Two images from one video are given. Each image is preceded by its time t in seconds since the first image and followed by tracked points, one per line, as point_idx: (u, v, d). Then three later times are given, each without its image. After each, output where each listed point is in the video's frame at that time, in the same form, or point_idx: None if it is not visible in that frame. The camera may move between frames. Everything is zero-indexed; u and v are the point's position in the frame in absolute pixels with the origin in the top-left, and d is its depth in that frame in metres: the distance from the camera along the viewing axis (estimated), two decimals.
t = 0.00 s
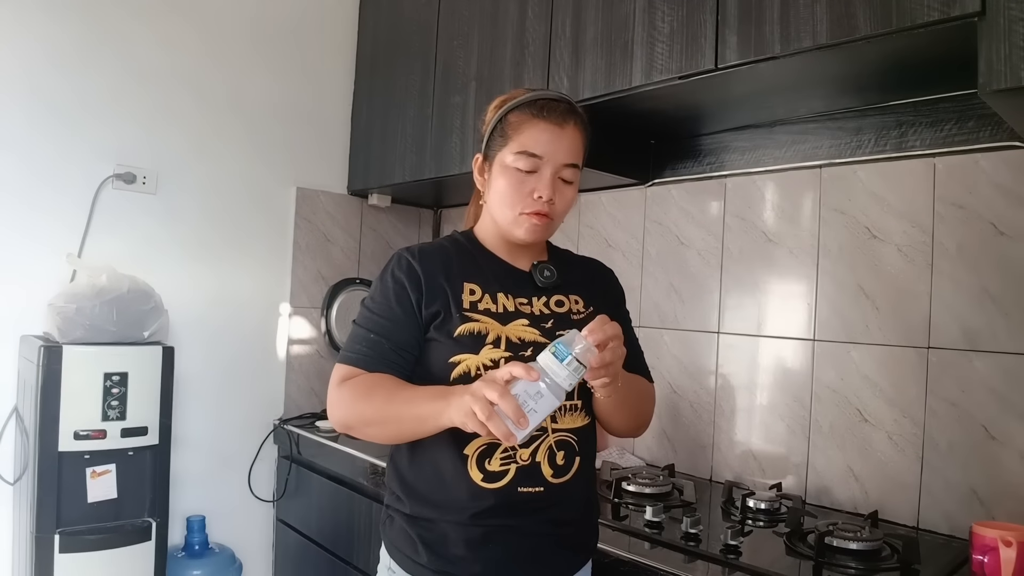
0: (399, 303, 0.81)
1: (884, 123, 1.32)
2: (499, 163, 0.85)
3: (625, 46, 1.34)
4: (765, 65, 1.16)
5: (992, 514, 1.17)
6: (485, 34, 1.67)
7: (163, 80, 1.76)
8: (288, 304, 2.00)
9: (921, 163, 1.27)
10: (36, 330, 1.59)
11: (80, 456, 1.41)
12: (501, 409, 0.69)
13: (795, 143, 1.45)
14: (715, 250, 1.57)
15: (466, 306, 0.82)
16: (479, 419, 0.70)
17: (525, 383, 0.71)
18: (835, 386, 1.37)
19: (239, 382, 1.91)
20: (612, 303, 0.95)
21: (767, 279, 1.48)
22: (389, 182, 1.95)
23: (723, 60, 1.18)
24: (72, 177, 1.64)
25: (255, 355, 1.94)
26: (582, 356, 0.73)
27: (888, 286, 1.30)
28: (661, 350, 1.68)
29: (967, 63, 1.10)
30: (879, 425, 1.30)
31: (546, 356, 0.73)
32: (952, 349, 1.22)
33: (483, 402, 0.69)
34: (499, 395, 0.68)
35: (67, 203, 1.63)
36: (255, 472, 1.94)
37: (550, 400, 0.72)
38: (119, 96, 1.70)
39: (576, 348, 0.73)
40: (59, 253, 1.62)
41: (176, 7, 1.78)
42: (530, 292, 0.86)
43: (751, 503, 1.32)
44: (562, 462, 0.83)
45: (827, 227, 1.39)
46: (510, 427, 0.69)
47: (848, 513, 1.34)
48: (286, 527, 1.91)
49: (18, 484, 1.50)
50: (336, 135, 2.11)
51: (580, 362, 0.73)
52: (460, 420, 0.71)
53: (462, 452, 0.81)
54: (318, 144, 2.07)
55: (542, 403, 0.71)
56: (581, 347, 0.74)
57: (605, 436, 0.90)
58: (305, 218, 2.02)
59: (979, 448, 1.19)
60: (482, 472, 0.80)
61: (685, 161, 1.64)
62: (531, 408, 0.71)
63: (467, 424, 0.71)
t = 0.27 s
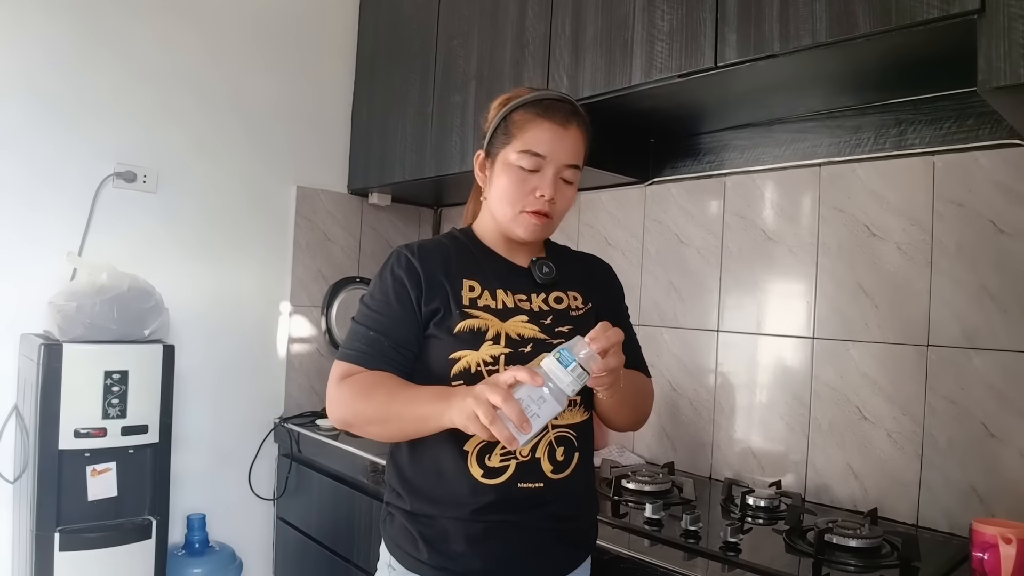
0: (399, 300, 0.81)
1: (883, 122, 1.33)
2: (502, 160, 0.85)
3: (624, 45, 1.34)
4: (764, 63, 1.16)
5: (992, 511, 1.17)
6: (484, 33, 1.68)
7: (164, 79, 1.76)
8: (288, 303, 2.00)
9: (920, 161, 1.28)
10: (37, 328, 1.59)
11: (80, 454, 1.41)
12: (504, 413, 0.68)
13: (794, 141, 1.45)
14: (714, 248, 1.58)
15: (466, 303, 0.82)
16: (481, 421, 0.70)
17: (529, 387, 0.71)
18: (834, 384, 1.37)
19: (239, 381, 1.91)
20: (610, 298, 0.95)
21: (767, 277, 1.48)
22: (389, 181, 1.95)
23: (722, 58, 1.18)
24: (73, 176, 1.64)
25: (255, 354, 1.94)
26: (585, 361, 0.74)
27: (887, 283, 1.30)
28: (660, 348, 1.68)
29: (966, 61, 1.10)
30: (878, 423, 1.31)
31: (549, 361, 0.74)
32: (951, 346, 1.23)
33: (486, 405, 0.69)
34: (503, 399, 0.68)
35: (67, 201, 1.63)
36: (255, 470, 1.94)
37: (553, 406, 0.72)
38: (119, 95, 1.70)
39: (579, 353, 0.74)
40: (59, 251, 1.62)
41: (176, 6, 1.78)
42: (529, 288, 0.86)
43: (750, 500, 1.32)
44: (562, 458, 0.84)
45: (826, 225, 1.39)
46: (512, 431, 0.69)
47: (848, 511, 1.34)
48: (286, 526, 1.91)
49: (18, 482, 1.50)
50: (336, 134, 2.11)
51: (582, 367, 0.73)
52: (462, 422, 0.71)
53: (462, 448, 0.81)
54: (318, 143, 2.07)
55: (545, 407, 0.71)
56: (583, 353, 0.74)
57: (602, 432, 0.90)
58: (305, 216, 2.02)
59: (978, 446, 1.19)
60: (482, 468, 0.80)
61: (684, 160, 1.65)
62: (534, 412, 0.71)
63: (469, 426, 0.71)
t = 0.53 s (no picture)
0: (397, 299, 0.81)
1: (882, 120, 1.33)
2: (502, 157, 0.85)
3: (624, 44, 1.35)
4: (764, 62, 1.16)
5: (992, 509, 1.18)
6: (484, 32, 1.68)
7: (165, 78, 1.77)
8: (288, 302, 2.00)
9: (919, 160, 1.28)
10: (37, 327, 1.59)
11: (80, 452, 1.41)
12: (507, 416, 0.69)
13: (794, 140, 1.45)
14: (714, 247, 1.58)
15: (463, 302, 0.83)
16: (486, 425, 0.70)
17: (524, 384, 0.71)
18: (833, 383, 1.37)
19: (240, 380, 1.91)
20: (608, 298, 0.95)
21: (766, 276, 1.48)
22: (390, 180, 1.95)
23: (721, 57, 1.19)
24: (74, 174, 1.64)
25: (255, 353, 1.94)
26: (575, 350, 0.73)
27: (887, 282, 1.31)
28: (660, 347, 1.68)
29: (965, 59, 1.11)
30: (878, 422, 1.31)
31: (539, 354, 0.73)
32: (951, 345, 1.23)
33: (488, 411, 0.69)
34: (503, 403, 0.68)
35: (67, 200, 1.63)
36: (255, 469, 1.94)
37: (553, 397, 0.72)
38: (119, 94, 1.70)
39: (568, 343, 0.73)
40: (59, 249, 1.62)
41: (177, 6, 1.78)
42: (525, 287, 0.86)
43: (749, 499, 1.32)
44: (558, 456, 0.84)
45: (826, 224, 1.39)
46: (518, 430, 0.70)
47: (847, 509, 1.34)
48: (286, 524, 1.91)
49: (18, 481, 1.50)
50: (336, 133, 2.12)
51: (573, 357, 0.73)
52: (466, 426, 0.72)
53: (460, 446, 0.82)
54: (319, 142, 2.07)
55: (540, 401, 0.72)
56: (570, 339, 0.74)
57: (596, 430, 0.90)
58: (305, 216, 2.03)
59: (978, 444, 1.19)
60: (479, 467, 0.81)
61: (684, 159, 1.65)
62: (534, 406, 0.72)
63: (474, 430, 0.71)
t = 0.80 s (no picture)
0: (380, 296, 0.81)
1: (882, 119, 1.33)
2: (486, 151, 0.86)
3: (623, 43, 1.35)
4: (763, 60, 1.16)
5: (991, 507, 1.18)
6: (484, 31, 1.68)
7: (166, 77, 1.77)
8: (289, 301, 2.00)
9: (919, 158, 1.28)
10: (38, 326, 1.59)
11: (80, 451, 1.41)
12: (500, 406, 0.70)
13: (793, 139, 1.45)
14: (713, 246, 1.58)
15: (446, 298, 0.83)
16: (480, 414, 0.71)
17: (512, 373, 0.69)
18: (833, 381, 1.37)
19: (240, 379, 1.91)
20: (595, 295, 0.95)
21: (766, 275, 1.48)
22: (390, 179, 1.95)
23: (721, 55, 1.19)
24: (76, 172, 1.65)
25: (255, 352, 1.94)
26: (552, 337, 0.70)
27: (886, 280, 1.31)
28: (660, 345, 1.68)
29: (965, 57, 1.11)
30: (877, 420, 1.31)
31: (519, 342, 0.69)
32: (950, 343, 1.23)
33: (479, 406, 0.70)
34: (494, 394, 0.69)
35: (68, 199, 1.64)
36: (256, 468, 1.94)
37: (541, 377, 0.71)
38: (120, 93, 1.70)
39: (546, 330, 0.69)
40: (59, 248, 1.62)
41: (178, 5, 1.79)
42: (512, 283, 0.86)
43: (749, 497, 1.32)
44: (543, 454, 0.85)
45: (825, 223, 1.40)
46: (513, 416, 0.71)
47: (847, 507, 1.34)
48: (286, 523, 1.91)
49: (18, 479, 1.50)
50: (337, 133, 2.12)
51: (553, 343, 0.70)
52: (459, 415, 0.72)
53: (445, 443, 0.82)
54: (319, 142, 2.08)
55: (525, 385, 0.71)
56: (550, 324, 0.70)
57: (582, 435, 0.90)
58: (306, 215, 2.03)
59: (978, 442, 1.19)
60: (463, 464, 0.81)
61: (684, 158, 1.65)
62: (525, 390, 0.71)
63: (468, 419, 0.72)
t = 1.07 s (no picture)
0: (366, 289, 0.81)
1: (882, 118, 1.33)
2: (464, 146, 0.86)
3: (624, 42, 1.35)
4: (763, 58, 1.16)
5: (991, 505, 1.18)
6: (485, 30, 1.68)
7: (167, 76, 1.77)
8: (289, 300, 2.00)
9: (918, 157, 1.28)
10: (38, 324, 1.59)
11: (81, 449, 1.41)
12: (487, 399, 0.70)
13: (793, 138, 1.45)
14: (713, 245, 1.58)
15: (432, 292, 0.82)
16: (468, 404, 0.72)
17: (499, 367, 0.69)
18: (832, 379, 1.37)
19: (241, 378, 1.91)
20: (588, 288, 0.93)
21: (766, 274, 1.48)
22: (391, 178, 1.95)
23: (721, 54, 1.19)
24: (77, 171, 1.65)
25: (255, 351, 1.94)
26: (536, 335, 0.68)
27: (886, 279, 1.31)
28: (660, 344, 1.68)
29: (965, 56, 1.11)
30: (877, 418, 1.31)
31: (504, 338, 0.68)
32: (950, 342, 1.23)
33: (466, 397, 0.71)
34: (482, 388, 0.69)
35: (69, 198, 1.64)
36: (256, 467, 1.95)
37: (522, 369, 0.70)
38: (120, 93, 1.71)
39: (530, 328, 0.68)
40: (58, 245, 1.62)
41: (178, 5, 1.79)
42: (500, 277, 0.85)
43: (749, 495, 1.32)
44: (528, 453, 0.84)
45: (824, 221, 1.40)
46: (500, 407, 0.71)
47: (846, 505, 1.34)
48: (287, 522, 1.92)
49: (19, 478, 1.51)
50: (337, 132, 2.12)
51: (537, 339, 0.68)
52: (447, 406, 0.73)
53: (426, 439, 0.81)
54: (320, 141, 2.08)
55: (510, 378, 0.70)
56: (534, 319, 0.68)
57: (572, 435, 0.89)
58: (306, 214, 2.03)
59: (978, 440, 1.19)
60: (444, 461, 0.80)
61: (683, 157, 1.65)
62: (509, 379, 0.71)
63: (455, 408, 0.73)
